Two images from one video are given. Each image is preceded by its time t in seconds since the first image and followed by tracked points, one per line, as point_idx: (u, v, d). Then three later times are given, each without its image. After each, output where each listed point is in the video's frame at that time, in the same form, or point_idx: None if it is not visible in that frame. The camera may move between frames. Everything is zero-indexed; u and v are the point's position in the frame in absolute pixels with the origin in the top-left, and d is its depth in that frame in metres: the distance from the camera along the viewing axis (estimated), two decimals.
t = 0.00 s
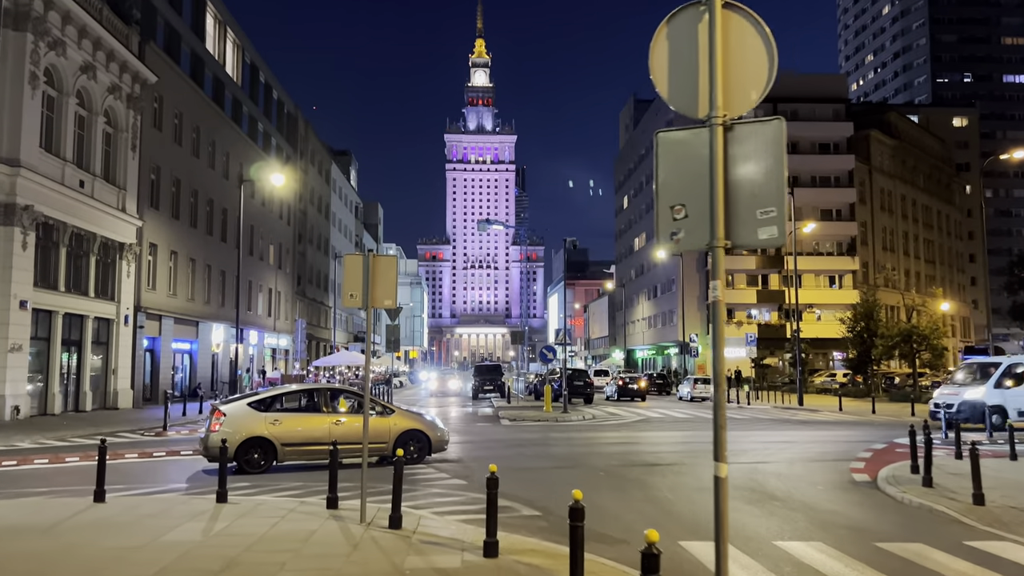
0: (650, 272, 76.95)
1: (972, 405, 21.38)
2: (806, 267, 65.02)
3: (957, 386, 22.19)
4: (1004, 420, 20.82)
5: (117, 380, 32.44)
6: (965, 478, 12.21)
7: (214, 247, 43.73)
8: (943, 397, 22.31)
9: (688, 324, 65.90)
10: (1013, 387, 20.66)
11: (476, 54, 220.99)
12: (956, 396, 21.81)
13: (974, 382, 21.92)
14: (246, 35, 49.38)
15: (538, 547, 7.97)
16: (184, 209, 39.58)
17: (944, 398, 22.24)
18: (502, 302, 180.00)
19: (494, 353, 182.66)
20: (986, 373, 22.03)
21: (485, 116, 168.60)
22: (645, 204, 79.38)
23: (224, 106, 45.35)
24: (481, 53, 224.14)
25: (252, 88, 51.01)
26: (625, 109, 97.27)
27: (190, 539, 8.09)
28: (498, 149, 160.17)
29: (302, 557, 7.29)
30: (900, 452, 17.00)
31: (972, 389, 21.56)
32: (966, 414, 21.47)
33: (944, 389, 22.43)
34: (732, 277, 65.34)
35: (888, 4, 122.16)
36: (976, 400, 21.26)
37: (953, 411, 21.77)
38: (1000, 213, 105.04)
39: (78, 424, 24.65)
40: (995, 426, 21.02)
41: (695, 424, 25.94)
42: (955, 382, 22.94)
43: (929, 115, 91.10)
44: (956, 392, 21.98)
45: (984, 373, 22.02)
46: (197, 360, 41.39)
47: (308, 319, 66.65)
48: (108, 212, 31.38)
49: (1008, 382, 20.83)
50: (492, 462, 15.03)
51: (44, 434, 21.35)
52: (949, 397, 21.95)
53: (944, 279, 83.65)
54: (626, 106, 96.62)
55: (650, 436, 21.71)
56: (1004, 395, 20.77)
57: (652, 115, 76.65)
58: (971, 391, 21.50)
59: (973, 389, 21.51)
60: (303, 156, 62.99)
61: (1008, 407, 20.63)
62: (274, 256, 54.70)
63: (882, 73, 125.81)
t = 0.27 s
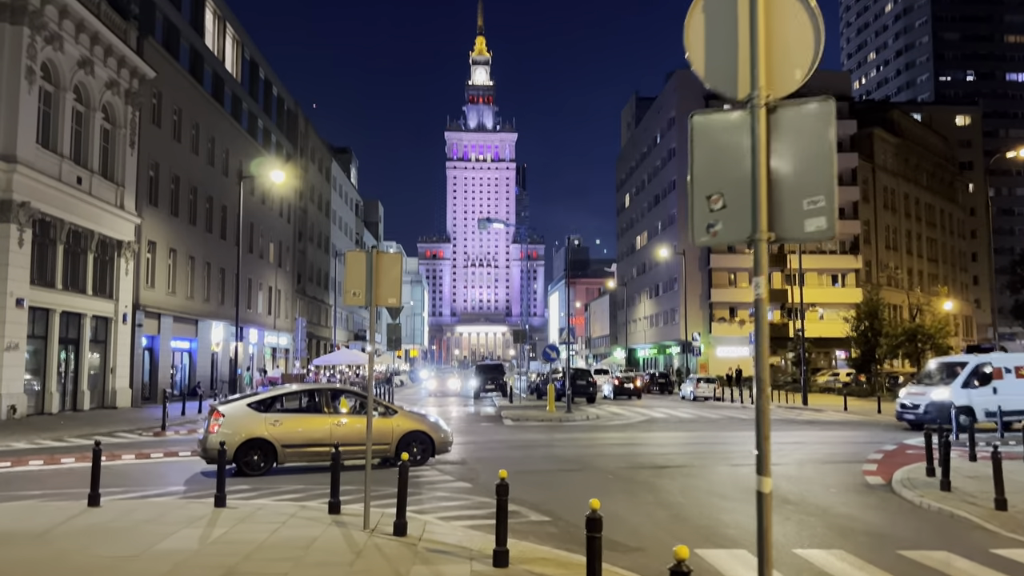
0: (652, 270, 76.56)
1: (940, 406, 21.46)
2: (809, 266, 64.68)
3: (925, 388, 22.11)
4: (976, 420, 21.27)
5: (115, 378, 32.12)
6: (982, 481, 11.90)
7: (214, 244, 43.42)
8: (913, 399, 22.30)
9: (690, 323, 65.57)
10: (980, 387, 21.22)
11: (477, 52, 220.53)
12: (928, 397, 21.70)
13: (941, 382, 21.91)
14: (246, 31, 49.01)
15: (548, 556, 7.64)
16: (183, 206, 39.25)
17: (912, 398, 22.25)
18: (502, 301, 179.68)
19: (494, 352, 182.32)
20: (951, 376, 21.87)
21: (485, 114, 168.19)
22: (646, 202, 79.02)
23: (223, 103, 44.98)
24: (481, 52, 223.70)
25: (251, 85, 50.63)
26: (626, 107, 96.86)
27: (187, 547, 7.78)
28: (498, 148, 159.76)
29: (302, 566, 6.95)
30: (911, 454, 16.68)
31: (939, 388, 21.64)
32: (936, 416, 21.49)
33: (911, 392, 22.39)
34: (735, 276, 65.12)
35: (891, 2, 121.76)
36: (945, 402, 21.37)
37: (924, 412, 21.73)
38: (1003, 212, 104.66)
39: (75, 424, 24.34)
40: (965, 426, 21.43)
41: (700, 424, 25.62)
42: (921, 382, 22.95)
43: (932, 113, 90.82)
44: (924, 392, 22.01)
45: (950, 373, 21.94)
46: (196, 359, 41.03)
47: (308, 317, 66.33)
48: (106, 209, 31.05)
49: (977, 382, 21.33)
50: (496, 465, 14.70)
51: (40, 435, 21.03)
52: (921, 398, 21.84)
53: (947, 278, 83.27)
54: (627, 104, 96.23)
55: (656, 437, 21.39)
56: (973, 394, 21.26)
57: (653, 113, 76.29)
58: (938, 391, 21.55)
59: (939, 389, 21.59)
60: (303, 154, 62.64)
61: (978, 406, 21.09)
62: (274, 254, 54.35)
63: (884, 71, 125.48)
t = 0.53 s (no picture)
0: (655, 268, 76.18)
1: (916, 405, 21.00)
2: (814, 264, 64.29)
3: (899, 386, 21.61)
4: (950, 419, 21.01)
5: (116, 376, 31.85)
6: (1004, 481, 11.57)
7: (216, 242, 43.16)
8: (887, 398, 21.75)
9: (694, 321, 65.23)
10: (954, 386, 20.88)
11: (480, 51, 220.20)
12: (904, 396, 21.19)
13: (916, 380, 21.45)
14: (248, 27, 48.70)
15: (561, 559, 7.31)
16: (185, 203, 38.96)
17: (885, 397, 21.72)
18: (504, 299, 179.44)
19: (496, 350, 182.07)
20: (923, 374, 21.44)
21: (487, 113, 167.85)
22: (650, 200, 78.61)
23: (225, 99, 44.65)
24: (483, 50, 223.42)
25: (253, 81, 50.34)
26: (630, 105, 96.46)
27: (184, 548, 7.47)
28: (500, 146, 159.44)
29: (305, 570, 6.64)
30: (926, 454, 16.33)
31: (914, 386, 21.19)
32: (911, 415, 21.03)
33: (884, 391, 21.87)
34: (739, 274, 64.81)
35: None
36: (921, 400, 20.94)
37: (900, 412, 21.22)
38: (1008, 210, 104.19)
39: (74, 423, 24.05)
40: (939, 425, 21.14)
41: (707, 423, 25.28)
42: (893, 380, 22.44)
43: (936, 110, 90.40)
44: (898, 391, 21.51)
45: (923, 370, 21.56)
46: (198, 356, 40.76)
47: (311, 315, 66.10)
48: (107, 205, 30.76)
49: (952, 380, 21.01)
50: (502, 463, 14.37)
51: (39, 432, 20.75)
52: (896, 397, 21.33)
53: (952, 276, 82.85)
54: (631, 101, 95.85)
55: (663, 436, 21.07)
56: (948, 392, 20.96)
57: (657, 110, 75.89)
58: (913, 389, 21.09)
59: (914, 387, 21.14)
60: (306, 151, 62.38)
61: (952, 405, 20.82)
62: (276, 252, 54.11)
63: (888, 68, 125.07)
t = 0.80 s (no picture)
0: (661, 269, 75.76)
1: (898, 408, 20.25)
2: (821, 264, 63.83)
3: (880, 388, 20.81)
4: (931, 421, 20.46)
5: (119, 377, 31.58)
6: None
7: (220, 242, 42.96)
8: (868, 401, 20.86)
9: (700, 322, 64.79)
10: (937, 387, 20.53)
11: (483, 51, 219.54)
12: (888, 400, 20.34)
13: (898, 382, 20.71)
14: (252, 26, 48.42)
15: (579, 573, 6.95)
16: (189, 203, 38.74)
17: (865, 400, 20.89)
18: (509, 300, 179.15)
19: (500, 351, 181.86)
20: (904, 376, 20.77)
21: (492, 114, 167.67)
22: (656, 200, 78.17)
23: (229, 98, 44.35)
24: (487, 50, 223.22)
25: (258, 81, 50.11)
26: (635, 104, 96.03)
27: (183, 560, 7.13)
28: (505, 146, 159.29)
29: None
30: (943, 458, 15.95)
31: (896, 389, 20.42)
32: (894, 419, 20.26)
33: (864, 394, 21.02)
34: (746, 275, 64.44)
35: None
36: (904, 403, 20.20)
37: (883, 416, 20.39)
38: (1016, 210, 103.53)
39: (76, 424, 23.77)
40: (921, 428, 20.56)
41: (717, 425, 24.89)
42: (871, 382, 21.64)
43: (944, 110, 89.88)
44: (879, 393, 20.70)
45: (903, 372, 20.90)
46: (202, 357, 40.49)
47: (315, 316, 65.86)
48: (110, 205, 30.50)
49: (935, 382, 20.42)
50: (511, 468, 14.02)
51: (39, 434, 20.43)
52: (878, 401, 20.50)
53: (960, 277, 82.28)
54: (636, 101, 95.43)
55: (673, 439, 20.71)
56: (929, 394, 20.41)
57: (662, 110, 75.48)
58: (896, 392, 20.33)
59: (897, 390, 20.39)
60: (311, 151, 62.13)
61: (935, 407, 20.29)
62: (280, 252, 53.88)
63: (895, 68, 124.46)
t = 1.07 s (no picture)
0: (668, 269, 75.38)
1: (888, 408, 19.45)
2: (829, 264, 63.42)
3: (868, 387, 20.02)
4: (921, 422, 19.81)
5: (123, 377, 31.37)
6: None
7: (225, 241, 42.77)
8: (856, 401, 20.00)
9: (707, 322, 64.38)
10: (927, 387, 19.91)
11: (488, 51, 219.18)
12: (880, 400, 19.51)
13: (886, 381, 19.99)
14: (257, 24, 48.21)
15: None
16: (194, 202, 38.53)
17: (852, 401, 20.02)
18: (513, 300, 178.97)
19: (505, 351, 181.62)
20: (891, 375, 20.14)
21: (496, 114, 167.45)
22: (663, 199, 77.78)
23: (234, 97, 44.14)
24: (492, 50, 222.97)
25: (263, 80, 49.91)
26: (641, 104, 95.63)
27: (186, 565, 6.85)
28: (509, 147, 159.18)
29: None
30: (962, 459, 15.60)
31: (885, 388, 19.64)
32: (885, 420, 19.42)
33: (852, 395, 20.20)
34: (753, 274, 64.06)
35: None
36: (895, 403, 19.44)
37: (874, 417, 19.51)
38: None
39: (80, 424, 23.55)
40: (909, 431, 19.86)
41: (728, 426, 24.53)
42: (853, 384, 20.81)
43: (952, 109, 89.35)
44: (867, 393, 19.87)
45: (891, 371, 20.20)
46: (207, 357, 40.24)
47: (321, 316, 65.66)
48: (115, 203, 30.28)
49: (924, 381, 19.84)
50: (521, 469, 13.71)
51: (42, 435, 20.21)
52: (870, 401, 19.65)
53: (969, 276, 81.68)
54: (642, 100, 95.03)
55: (685, 440, 20.38)
56: (919, 394, 19.75)
57: (669, 109, 75.12)
58: (885, 392, 19.56)
59: (886, 389, 19.61)
60: (316, 150, 61.92)
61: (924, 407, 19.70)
62: (286, 252, 53.66)
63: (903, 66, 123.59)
